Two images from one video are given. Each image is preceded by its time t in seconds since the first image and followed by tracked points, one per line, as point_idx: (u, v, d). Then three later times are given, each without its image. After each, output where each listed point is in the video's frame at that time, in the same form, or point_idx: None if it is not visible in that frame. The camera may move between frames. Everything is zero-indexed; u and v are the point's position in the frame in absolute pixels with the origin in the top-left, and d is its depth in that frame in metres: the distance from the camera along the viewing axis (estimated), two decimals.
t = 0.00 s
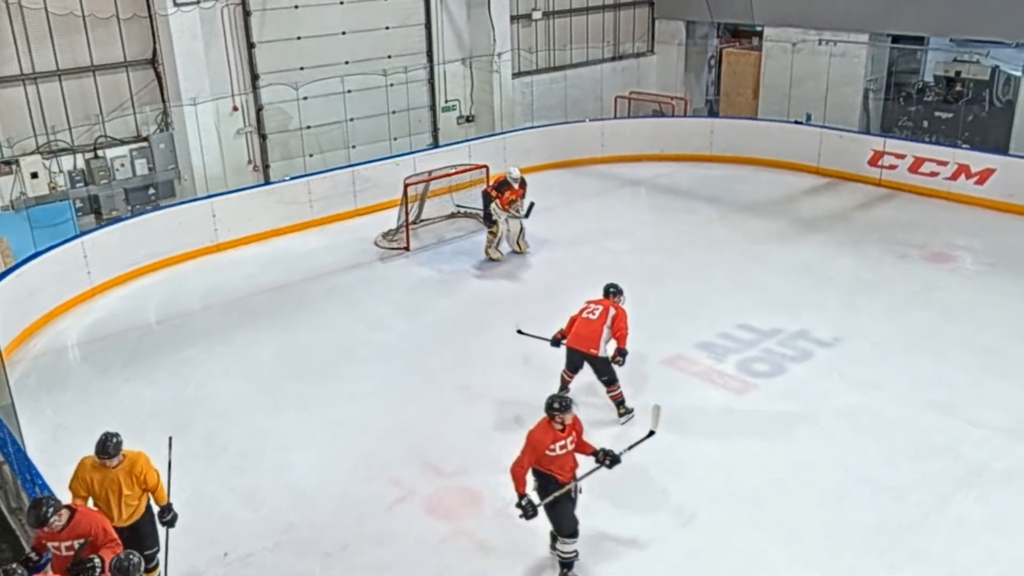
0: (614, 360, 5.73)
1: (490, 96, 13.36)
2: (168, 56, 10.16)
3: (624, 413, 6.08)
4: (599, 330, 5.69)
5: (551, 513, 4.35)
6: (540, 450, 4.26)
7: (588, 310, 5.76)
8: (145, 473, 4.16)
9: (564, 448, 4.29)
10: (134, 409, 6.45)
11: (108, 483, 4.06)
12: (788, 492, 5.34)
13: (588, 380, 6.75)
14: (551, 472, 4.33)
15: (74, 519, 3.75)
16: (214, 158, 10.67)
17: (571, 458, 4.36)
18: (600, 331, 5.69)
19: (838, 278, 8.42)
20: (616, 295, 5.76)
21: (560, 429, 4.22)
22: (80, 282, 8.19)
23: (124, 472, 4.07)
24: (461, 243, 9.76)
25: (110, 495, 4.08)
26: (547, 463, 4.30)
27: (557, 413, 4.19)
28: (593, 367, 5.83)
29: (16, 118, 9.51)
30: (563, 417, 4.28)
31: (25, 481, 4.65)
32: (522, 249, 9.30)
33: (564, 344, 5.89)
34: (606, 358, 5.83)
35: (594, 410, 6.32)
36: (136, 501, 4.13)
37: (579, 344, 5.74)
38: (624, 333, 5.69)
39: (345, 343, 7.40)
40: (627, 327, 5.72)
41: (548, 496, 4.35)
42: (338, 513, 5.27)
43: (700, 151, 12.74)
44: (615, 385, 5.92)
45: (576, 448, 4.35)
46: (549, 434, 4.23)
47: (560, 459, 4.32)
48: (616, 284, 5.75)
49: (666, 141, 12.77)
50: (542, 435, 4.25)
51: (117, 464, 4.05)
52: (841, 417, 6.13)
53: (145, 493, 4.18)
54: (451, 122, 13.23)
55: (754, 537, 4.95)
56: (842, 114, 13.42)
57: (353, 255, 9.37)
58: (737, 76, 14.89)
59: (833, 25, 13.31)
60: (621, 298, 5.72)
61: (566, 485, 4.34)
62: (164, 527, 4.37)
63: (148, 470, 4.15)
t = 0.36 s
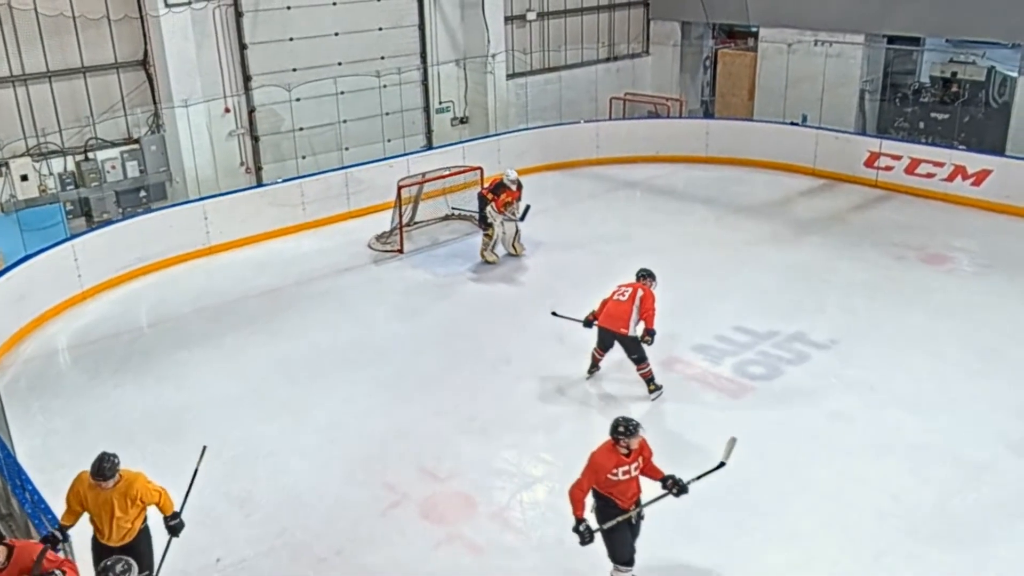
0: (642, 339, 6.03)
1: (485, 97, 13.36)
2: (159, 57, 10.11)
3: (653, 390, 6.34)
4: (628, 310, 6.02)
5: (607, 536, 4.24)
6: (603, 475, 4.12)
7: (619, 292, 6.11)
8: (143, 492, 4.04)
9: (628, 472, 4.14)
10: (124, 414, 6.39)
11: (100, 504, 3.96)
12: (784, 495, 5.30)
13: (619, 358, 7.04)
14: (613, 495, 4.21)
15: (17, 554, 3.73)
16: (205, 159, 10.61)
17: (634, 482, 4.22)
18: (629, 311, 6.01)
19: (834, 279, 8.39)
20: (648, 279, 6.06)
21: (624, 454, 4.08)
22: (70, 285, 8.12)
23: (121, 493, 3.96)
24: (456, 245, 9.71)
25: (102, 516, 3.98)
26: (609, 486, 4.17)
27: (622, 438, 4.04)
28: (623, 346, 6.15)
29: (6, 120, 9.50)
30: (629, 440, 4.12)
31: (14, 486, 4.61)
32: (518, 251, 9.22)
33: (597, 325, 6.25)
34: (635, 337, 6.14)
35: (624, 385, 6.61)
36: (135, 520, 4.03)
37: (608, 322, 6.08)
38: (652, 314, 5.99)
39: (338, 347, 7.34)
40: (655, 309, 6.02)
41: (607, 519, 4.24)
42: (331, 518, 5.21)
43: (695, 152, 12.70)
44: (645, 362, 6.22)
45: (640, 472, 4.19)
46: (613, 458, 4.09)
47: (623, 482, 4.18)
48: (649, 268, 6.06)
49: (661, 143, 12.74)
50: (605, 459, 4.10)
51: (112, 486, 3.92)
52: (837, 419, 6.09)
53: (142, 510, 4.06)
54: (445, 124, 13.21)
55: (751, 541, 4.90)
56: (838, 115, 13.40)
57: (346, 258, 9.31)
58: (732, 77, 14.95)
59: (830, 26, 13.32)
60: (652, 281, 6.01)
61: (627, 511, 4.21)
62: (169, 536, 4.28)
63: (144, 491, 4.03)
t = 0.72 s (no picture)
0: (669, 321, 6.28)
1: (480, 98, 13.29)
2: (151, 58, 10.06)
3: (680, 369, 6.60)
4: (656, 293, 6.27)
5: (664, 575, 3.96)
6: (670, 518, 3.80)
7: (650, 276, 6.36)
8: (128, 516, 3.89)
9: (693, 518, 3.83)
10: (117, 418, 6.33)
11: (83, 520, 3.85)
12: (784, 499, 5.25)
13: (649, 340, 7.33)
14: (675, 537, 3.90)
15: None
16: (198, 162, 10.58)
17: (697, 523, 3.92)
18: (657, 294, 6.26)
19: (831, 281, 8.36)
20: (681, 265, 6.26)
21: (697, 500, 3.74)
22: (61, 289, 8.05)
23: (101, 514, 3.83)
24: (451, 248, 9.66)
25: (84, 531, 3.88)
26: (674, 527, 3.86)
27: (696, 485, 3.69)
28: (651, 327, 6.42)
29: None
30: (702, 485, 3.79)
31: (7, 490, 4.59)
32: (514, 254, 9.18)
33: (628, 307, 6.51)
34: (663, 319, 6.39)
35: (655, 365, 6.91)
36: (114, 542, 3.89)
37: (637, 305, 6.34)
38: (680, 299, 6.21)
39: (333, 350, 7.29)
40: (683, 293, 6.24)
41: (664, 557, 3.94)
42: (324, 524, 5.14)
43: (692, 154, 12.67)
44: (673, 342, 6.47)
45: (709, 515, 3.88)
46: (684, 504, 3.75)
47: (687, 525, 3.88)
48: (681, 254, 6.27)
49: (658, 144, 12.71)
50: (675, 503, 3.77)
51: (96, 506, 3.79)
52: (835, 422, 6.05)
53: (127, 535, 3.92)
54: (439, 125, 13.17)
55: (750, 545, 4.85)
56: (834, 116, 13.38)
57: (340, 261, 9.25)
58: (727, 78, 14.84)
59: (828, 27, 13.34)
60: (682, 267, 6.22)
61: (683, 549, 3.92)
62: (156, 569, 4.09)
63: (128, 516, 3.88)
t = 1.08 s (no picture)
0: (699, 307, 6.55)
1: (475, 99, 13.30)
2: (145, 59, 10.00)
3: (707, 352, 6.84)
4: (686, 279, 6.56)
5: None
6: None
7: (682, 262, 6.65)
8: (105, 535, 3.81)
9: None
10: (110, 421, 6.28)
11: (59, 541, 3.76)
12: (782, 502, 5.21)
13: (681, 325, 7.57)
14: None
15: None
16: (193, 163, 10.54)
17: None
18: (688, 280, 6.55)
19: (828, 283, 8.33)
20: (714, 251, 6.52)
21: (777, 565, 3.59)
22: (54, 291, 8.00)
23: (78, 533, 3.73)
24: (447, 250, 9.62)
25: (61, 553, 3.78)
26: None
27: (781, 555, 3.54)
28: (681, 312, 6.70)
29: None
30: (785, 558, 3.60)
31: None
32: (510, 255, 9.18)
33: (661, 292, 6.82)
34: (693, 304, 6.67)
35: (675, 354, 7.06)
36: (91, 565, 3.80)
37: (669, 290, 6.64)
38: (709, 285, 6.48)
39: (328, 353, 7.24)
40: (713, 280, 6.50)
41: None
42: (319, 528, 5.10)
43: (689, 155, 12.64)
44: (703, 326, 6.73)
45: None
46: (763, 568, 3.59)
47: None
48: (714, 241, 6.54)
49: (654, 145, 12.67)
50: (753, 564, 3.61)
51: (72, 525, 3.71)
52: (833, 424, 6.01)
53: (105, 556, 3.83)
54: (435, 126, 13.16)
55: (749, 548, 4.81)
56: (831, 117, 13.36)
57: (335, 263, 9.21)
58: (725, 78, 14.76)
59: (826, 28, 13.29)
60: (713, 254, 6.47)
61: None
62: None
63: (105, 534, 3.80)
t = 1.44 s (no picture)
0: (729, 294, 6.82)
1: (473, 100, 13.28)
2: (140, 60, 9.98)
3: (733, 338, 7.05)
4: (717, 267, 6.84)
5: None
6: None
7: (715, 251, 6.94)
8: (49, 568, 3.63)
9: None
10: (105, 424, 6.24)
11: None
12: (781, 504, 5.17)
13: (714, 314, 7.76)
14: None
15: None
16: (189, 164, 10.51)
17: None
18: (718, 268, 6.83)
19: (827, 284, 8.30)
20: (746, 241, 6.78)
21: None
22: (49, 293, 7.96)
23: (18, 568, 3.57)
24: (444, 251, 9.58)
25: None
26: None
27: None
28: (712, 299, 6.98)
29: None
30: None
31: None
32: (507, 257, 9.15)
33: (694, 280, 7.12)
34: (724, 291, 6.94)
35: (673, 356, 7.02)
36: None
37: (700, 277, 6.94)
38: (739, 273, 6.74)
39: (325, 355, 7.20)
40: (743, 269, 6.77)
41: None
42: (315, 531, 5.06)
43: (687, 156, 12.62)
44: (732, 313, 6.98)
45: None
46: None
47: None
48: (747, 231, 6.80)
49: (652, 146, 12.65)
50: None
51: (12, 557, 3.56)
52: (833, 426, 5.98)
53: None
54: (432, 127, 13.15)
55: (748, 550, 4.78)
56: (829, 118, 13.35)
57: (332, 264, 9.17)
58: (723, 79, 14.76)
59: (824, 28, 13.25)
60: (745, 244, 6.73)
61: None
62: None
63: (48, 568, 3.61)
